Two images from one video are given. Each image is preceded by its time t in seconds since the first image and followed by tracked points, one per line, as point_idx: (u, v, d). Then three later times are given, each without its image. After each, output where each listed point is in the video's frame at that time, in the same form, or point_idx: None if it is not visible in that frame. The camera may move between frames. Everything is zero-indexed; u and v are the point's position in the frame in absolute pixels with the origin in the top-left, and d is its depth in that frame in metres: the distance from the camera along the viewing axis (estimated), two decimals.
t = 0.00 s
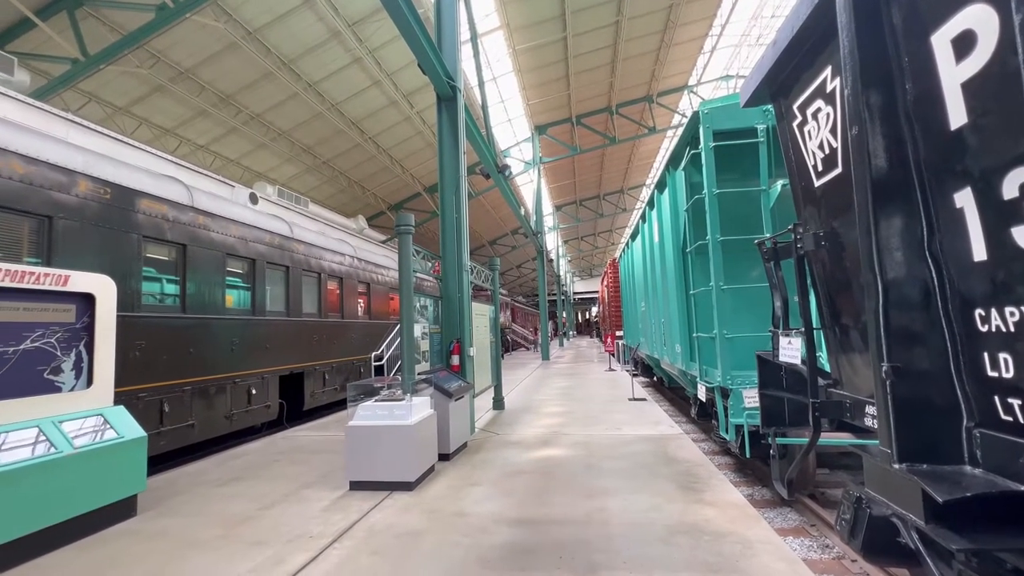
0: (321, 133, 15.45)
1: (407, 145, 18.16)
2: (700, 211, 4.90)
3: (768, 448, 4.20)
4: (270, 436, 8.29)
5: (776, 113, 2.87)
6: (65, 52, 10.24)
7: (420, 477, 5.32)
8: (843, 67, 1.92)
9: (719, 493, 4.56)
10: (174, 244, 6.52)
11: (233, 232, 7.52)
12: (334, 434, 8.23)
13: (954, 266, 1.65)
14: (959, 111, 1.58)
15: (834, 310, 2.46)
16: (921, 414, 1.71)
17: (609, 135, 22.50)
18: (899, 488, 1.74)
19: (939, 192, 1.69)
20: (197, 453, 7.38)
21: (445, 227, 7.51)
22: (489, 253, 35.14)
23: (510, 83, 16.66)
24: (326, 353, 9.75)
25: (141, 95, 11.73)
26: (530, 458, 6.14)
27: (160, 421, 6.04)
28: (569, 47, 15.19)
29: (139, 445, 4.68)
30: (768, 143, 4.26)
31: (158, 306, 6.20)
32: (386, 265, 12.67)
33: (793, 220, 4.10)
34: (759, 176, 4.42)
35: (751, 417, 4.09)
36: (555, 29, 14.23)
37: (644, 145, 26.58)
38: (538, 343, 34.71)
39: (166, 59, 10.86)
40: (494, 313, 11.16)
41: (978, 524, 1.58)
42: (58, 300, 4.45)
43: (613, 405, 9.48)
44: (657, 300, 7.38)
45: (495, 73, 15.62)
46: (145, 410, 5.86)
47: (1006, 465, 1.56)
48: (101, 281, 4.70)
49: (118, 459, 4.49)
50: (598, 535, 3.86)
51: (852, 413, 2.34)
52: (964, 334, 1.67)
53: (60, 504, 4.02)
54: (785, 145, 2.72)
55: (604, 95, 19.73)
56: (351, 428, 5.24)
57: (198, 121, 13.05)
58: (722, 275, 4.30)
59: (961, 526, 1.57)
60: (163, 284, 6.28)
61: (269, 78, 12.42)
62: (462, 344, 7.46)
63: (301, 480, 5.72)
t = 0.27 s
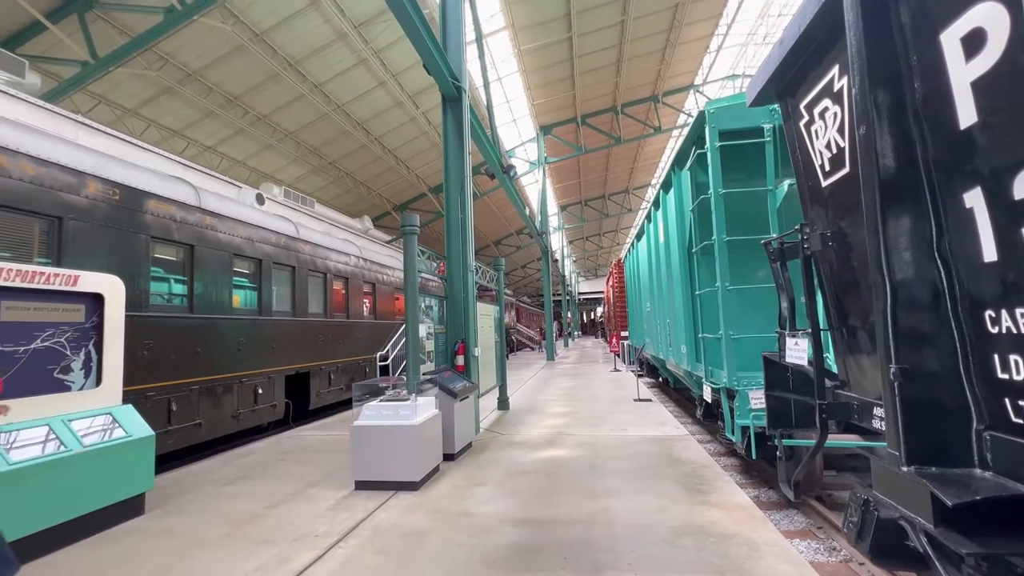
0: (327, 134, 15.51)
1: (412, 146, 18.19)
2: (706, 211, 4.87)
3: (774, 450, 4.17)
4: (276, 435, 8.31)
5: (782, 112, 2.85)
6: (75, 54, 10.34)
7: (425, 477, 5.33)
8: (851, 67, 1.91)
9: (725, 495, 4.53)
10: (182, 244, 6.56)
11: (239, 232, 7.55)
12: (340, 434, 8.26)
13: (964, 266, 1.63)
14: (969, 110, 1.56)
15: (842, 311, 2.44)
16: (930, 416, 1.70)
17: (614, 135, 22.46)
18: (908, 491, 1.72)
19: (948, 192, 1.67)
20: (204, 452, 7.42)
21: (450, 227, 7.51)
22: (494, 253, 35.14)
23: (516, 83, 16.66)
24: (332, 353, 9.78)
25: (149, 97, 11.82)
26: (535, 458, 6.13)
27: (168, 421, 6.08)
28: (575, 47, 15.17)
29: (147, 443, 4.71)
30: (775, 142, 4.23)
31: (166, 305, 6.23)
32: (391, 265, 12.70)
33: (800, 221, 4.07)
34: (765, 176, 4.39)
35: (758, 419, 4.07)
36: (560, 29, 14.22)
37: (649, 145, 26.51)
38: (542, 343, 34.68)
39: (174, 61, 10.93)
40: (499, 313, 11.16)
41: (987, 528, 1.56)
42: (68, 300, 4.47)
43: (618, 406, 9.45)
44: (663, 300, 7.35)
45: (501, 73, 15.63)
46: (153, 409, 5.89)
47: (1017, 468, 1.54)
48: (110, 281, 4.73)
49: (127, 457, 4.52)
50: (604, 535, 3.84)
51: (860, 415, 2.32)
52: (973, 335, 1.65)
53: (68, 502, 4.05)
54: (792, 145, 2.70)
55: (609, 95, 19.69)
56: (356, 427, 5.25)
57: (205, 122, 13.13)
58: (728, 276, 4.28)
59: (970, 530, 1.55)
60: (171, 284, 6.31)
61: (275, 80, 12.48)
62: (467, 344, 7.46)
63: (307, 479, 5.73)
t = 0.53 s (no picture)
0: (334, 135, 15.57)
1: (419, 146, 18.22)
2: (713, 211, 4.85)
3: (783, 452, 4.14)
4: (283, 434, 8.36)
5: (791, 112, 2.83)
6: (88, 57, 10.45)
7: (431, 477, 5.34)
8: (861, 66, 1.89)
9: (732, 497, 4.51)
10: (192, 244, 6.61)
11: (248, 233, 7.60)
12: (347, 433, 8.29)
13: (976, 268, 1.62)
14: (982, 109, 1.54)
15: (851, 313, 2.42)
16: (942, 419, 1.68)
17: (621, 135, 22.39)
18: (919, 495, 1.70)
19: (961, 192, 1.65)
20: (213, 451, 7.48)
21: (457, 227, 7.52)
22: (500, 253, 35.15)
23: (522, 84, 16.67)
24: (339, 352, 9.82)
25: (160, 99, 11.92)
26: (541, 458, 6.14)
27: (178, 419, 6.13)
28: (582, 47, 15.15)
29: (157, 441, 4.74)
30: (783, 142, 4.20)
31: (177, 305, 6.28)
32: (398, 265, 12.73)
33: (809, 221, 4.04)
34: (774, 176, 4.36)
35: (766, 420, 4.05)
36: (567, 29, 14.20)
37: (656, 145, 26.43)
38: (549, 344, 34.64)
39: (184, 63, 11.01)
40: (505, 314, 11.15)
41: (1000, 533, 1.54)
42: (80, 300, 4.52)
43: (624, 406, 9.43)
44: (669, 301, 7.32)
45: (507, 73, 15.64)
46: (163, 408, 5.94)
47: None
48: (122, 281, 4.78)
49: (138, 455, 4.56)
50: (611, 537, 3.83)
51: (870, 418, 2.30)
52: (985, 337, 1.63)
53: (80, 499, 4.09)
54: (801, 145, 2.68)
55: (616, 95, 19.65)
56: (363, 427, 5.27)
57: (215, 123, 13.23)
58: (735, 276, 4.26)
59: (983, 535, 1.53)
60: (181, 284, 6.36)
61: (284, 81, 12.55)
62: (474, 345, 7.47)
63: (315, 478, 5.76)
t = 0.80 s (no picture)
0: (343, 136, 15.65)
1: (428, 146, 18.26)
2: (723, 211, 4.82)
3: (794, 453, 4.11)
4: (293, 433, 8.41)
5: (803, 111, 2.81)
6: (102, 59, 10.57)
7: (440, 476, 5.34)
8: (875, 63, 1.87)
9: (742, 498, 4.48)
10: (204, 244, 6.67)
11: (259, 233, 7.66)
12: (356, 432, 8.32)
13: (994, 268, 1.59)
14: (999, 107, 1.52)
15: (865, 313, 2.39)
16: (959, 421, 1.65)
17: (629, 134, 22.32)
18: (935, 498, 1.68)
19: (977, 191, 1.63)
20: (224, 448, 7.53)
21: (465, 228, 7.52)
22: (508, 253, 35.16)
23: (530, 84, 16.66)
24: (348, 352, 9.86)
25: (173, 101, 12.04)
26: (550, 458, 6.13)
27: (190, 417, 6.18)
28: (590, 47, 15.12)
29: (171, 438, 4.79)
30: (795, 141, 4.16)
31: (190, 304, 6.34)
32: (406, 265, 12.77)
33: (821, 220, 4.00)
34: (785, 175, 4.32)
35: (777, 421, 4.02)
36: (576, 29, 14.17)
37: (665, 144, 26.31)
38: (556, 344, 34.58)
39: (197, 66, 11.12)
40: (513, 314, 11.15)
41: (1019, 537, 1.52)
42: (97, 299, 4.56)
43: (633, 407, 9.39)
44: (678, 302, 7.28)
45: (515, 74, 15.64)
46: (176, 405, 6.00)
47: None
48: (137, 280, 4.84)
49: (152, 452, 4.61)
50: (620, 537, 3.82)
51: (884, 419, 2.27)
52: (1003, 338, 1.60)
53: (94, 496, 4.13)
54: (813, 143, 2.66)
55: (625, 94, 19.59)
56: (373, 426, 5.29)
57: (226, 125, 13.33)
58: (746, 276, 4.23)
59: (1001, 538, 1.51)
60: (193, 283, 6.41)
61: (294, 83, 12.63)
62: (482, 345, 7.47)
63: (324, 476, 5.79)
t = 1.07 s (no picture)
0: (356, 137, 15.75)
1: (439, 147, 18.31)
2: (737, 211, 4.77)
3: (809, 456, 4.05)
4: (307, 431, 8.48)
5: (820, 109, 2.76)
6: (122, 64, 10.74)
7: (451, 475, 5.35)
8: (893, 59, 1.82)
9: (756, 501, 4.42)
10: (220, 245, 6.74)
11: (273, 234, 7.73)
12: (368, 431, 8.36)
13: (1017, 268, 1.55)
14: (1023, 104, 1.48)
15: (883, 314, 2.34)
16: (980, 426, 1.61)
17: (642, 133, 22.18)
18: (956, 503, 1.64)
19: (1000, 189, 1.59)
20: (239, 446, 7.62)
21: (477, 228, 7.53)
22: (519, 253, 35.15)
23: (542, 84, 16.64)
24: (360, 351, 9.92)
25: (190, 105, 12.20)
26: (561, 459, 6.10)
27: (206, 415, 6.26)
28: (602, 46, 15.06)
29: (188, 436, 4.86)
30: (811, 139, 4.10)
31: (206, 304, 6.42)
32: (418, 265, 12.81)
33: (837, 220, 3.94)
34: (801, 173, 4.26)
35: (792, 424, 3.96)
36: (588, 28, 14.12)
37: (677, 143, 26.13)
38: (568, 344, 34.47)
39: (213, 69, 11.28)
40: (524, 314, 11.14)
41: None
42: (116, 299, 4.65)
43: (645, 408, 9.33)
44: (691, 302, 7.22)
45: (526, 74, 15.63)
46: (193, 403, 6.07)
47: None
48: (154, 280, 4.92)
49: (169, 450, 4.67)
50: (632, 539, 3.79)
51: (902, 422, 2.22)
52: None
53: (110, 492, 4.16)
54: (830, 142, 2.61)
55: (637, 93, 19.49)
56: (385, 425, 5.31)
57: (241, 127, 13.48)
58: (760, 276, 4.18)
59: None
60: (209, 284, 6.48)
61: (307, 85, 12.74)
62: (493, 345, 7.47)
63: (336, 475, 5.82)
